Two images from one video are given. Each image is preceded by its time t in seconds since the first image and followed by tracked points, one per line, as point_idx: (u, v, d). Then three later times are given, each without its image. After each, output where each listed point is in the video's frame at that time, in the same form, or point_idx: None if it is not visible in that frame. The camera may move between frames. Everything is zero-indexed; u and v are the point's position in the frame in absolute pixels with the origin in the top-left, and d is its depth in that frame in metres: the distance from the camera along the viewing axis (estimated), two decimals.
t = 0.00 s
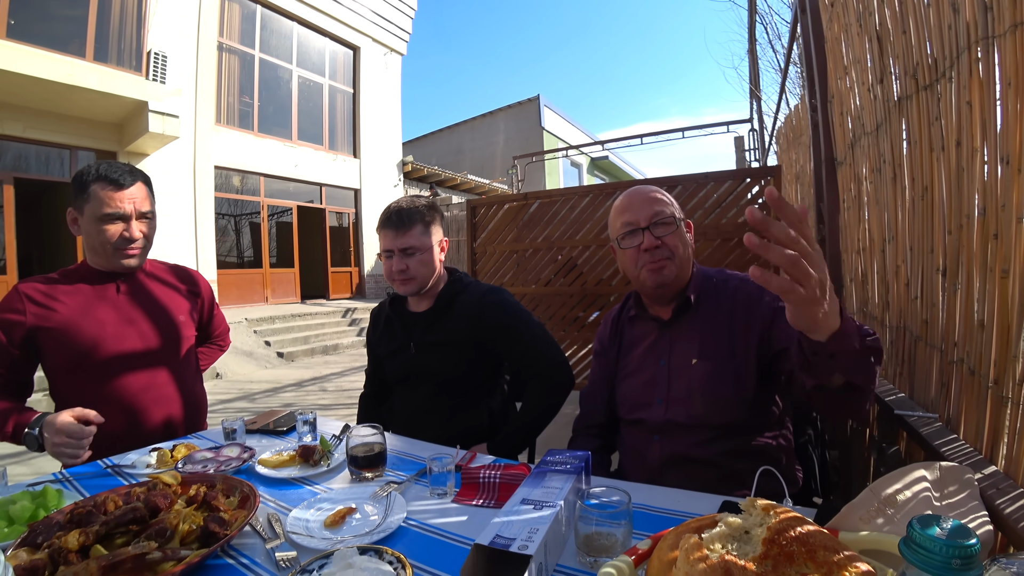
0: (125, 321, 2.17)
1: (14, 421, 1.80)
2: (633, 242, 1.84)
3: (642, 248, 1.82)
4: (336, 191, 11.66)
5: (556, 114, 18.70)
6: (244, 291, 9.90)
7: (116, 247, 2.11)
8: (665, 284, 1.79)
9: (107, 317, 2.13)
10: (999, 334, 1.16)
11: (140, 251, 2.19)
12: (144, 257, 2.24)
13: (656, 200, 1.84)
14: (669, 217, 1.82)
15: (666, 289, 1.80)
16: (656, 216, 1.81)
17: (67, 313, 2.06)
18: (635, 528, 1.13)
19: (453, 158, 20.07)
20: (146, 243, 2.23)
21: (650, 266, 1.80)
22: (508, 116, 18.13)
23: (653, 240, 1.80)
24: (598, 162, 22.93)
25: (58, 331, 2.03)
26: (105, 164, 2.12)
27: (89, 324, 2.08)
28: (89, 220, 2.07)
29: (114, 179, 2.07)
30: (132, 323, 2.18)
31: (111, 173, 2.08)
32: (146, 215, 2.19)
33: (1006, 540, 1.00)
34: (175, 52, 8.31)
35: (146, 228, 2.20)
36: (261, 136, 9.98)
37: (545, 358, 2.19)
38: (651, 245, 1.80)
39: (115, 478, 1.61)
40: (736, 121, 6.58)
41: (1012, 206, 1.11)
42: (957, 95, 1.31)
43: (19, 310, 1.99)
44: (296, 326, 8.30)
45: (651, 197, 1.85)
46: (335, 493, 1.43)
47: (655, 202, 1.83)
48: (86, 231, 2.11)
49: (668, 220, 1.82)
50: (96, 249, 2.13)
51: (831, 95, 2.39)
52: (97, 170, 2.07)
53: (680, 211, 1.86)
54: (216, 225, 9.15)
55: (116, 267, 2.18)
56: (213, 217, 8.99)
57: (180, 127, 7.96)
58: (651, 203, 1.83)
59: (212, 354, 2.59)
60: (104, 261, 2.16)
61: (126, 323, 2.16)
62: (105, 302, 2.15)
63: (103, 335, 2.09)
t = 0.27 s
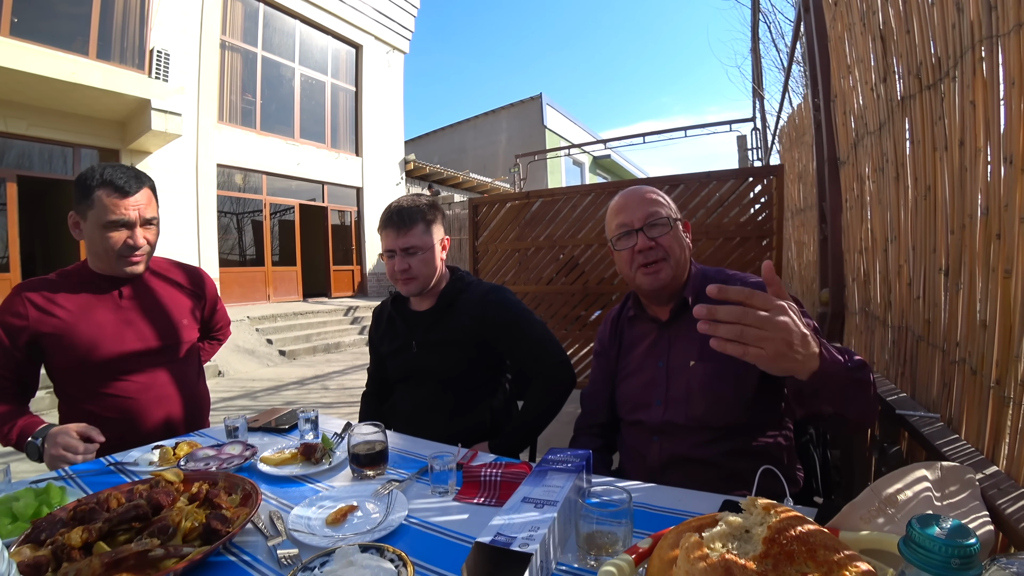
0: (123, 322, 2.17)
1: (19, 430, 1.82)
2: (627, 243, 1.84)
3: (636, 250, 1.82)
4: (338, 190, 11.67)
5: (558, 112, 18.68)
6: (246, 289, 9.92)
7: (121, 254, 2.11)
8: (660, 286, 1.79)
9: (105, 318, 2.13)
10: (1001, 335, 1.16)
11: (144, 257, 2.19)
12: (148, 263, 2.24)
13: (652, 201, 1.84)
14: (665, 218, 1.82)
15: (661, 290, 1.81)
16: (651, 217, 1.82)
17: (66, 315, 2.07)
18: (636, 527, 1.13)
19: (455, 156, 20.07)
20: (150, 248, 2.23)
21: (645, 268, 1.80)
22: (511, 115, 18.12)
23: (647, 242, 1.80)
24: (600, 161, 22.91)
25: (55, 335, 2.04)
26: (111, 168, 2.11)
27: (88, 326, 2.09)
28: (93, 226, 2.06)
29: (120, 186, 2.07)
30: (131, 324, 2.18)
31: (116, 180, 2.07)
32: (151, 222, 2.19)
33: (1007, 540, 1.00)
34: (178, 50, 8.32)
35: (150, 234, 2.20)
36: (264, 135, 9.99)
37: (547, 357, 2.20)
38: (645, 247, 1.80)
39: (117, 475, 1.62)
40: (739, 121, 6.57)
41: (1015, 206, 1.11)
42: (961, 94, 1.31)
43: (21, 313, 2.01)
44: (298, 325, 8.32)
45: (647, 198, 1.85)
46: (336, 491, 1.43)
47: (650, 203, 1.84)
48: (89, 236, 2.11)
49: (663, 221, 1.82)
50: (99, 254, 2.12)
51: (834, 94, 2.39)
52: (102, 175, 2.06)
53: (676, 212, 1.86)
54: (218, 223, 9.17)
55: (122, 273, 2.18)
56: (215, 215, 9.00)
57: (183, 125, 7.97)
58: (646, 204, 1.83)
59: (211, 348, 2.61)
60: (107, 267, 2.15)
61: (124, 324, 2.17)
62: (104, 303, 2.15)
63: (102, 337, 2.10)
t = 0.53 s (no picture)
0: (123, 323, 2.17)
1: (22, 431, 1.83)
2: (628, 243, 1.83)
3: (636, 249, 1.82)
4: (338, 189, 11.67)
5: (559, 111, 18.67)
6: (247, 289, 9.93)
7: (120, 262, 2.10)
8: (661, 285, 1.79)
9: (105, 319, 2.13)
10: (1002, 333, 1.16)
11: (143, 264, 2.18)
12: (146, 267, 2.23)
13: (653, 201, 1.84)
14: (665, 217, 1.82)
15: (662, 289, 1.81)
16: (652, 216, 1.81)
17: (67, 316, 2.08)
18: (638, 524, 1.14)
19: (455, 155, 20.06)
20: (149, 253, 2.22)
21: (645, 267, 1.80)
22: (511, 114, 18.11)
23: (648, 241, 1.80)
24: (601, 160, 22.89)
25: (56, 336, 2.05)
26: (107, 173, 2.08)
27: (88, 328, 2.09)
28: (90, 234, 2.05)
29: (116, 195, 2.04)
30: (131, 325, 2.19)
31: (113, 188, 2.04)
32: (148, 226, 2.17)
33: (1009, 538, 1.00)
34: (179, 50, 8.32)
35: (148, 239, 2.19)
36: (264, 134, 9.99)
37: (548, 356, 2.20)
38: (646, 246, 1.80)
39: (119, 475, 1.62)
40: (739, 119, 6.56)
41: (1017, 204, 1.11)
42: (962, 92, 1.31)
43: (23, 315, 2.03)
44: (299, 324, 8.33)
45: (647, 197, 1.85)
46: (338, 490, 1.44)
47: (651, 203, 1.83)
48: (87, 243, 2.10)
49: (664, 220, 1.82)
50: (98, 260, 2.11)
51: (835, 92, 2.38)
52: (98, 182, 2.03)
53: (677, 210, 1.85)
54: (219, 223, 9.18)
55: (122, 279, 2.17)
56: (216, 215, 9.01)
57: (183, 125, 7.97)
58: (647, 203, 1.83)
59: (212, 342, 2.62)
60: (106, 271, 2.14)
61: (125, 324, 2.17)
62: (104, 304, 2.16)
63: (102, 338, 2.10)
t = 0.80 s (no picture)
0: (127, 320, 2.17)
1: (23, 429, 1.83)
2: (624, 237, 1.84)
3: (632, 244, 1.82)
4: (340, 188, 11.67)
5: (560, 110, 18.66)
6: (249, 288, 9.94)
7: (122, 261, 2.10)
8: (655, 282, 1.78)
9: (109, 317, 2.13)
10: (1004, 332, 1.16)
11: (145, 264, 2.18)
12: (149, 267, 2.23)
13: (653, 196, 1.83)
14: (664, 213, 1.81)
15: (657, 286, 1.80)
16: (650, 211, 1.81)
17: (71, 313, 2.08)
18: (640, 523, 1.14)
19: (456, 154, 20.06)
20: (152, 254, 2.22)
21: (640, 262, 1.81)
22: (513, 113, 18.10)
23: (643, 236, 1.80)
24: (602, 158, 22.86)
25: (60, 333, 2.05)
26: (113, 172, 2.09)
27: (90, 325, 2.09)
28: (93, 232, 2.05)
29: (121, 194, 2.05)
30: (134, 322, 2.19)
31: (118, 187, 2.05)
32: (152, 226, 2.17)
33: (1011, 537, 1.00)
34: (180, 49, 8.33)
35: (152, 240, 2.19)
36: (265, 134, 10.00)
37: (550, 354, 2.20)
38: (641, 241, 1.80)
39: (122, 473, 1.63)
40: (741, 118, 6.55)
41: (1018, 203, 1.11)
42: (964, 90, 1.31)
43: (26, 313, 2.03)
44: (300, 323, 8.34)
45: (651, 192, 1.84)
46: (340, 489, 1.44)
47: (652, 198, 1.83)
48: (90, 242, 2.10)
49: (664, 216, 1.81)
50: (101, 259, 2.11)
51: (837, 90, 2.38)
52: (104, 181, 2.04)
53: (679, 207, 1.84)
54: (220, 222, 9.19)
55: (124, 279, 2.18)
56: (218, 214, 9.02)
57: (185, 124, 7.98)
58: (647, 198, 1.83)
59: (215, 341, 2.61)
60: (108, 270, 2.14)
61: (128, 321, 2.17)
62: (109, 301, 2.16)
63: (104, 336, 2.10)
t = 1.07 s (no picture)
0: (130, 319, 2.18)
1: (24, 430, 1.83)
2: (631, 238, 1.83)
3: (639, 245, 1.81)
4: (339, 189, 11.67)
5: (560, 110, 18.66)
6: (249, 288, 9.95)
7: (124, 263, 2.11)
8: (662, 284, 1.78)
9: (111, 317, 2.14)
10: (1004, 330, 1.16)
11: (147, 266, 2.19)
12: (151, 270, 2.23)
13: (659, 197, 1.82)
14: (671, 214, 1.81)
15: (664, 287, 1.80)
16: (656, 212, 1.80)
17: (75, 312, 2.08)
18: (641, 522, 1.14)
19: (456, 154, 20.06)
20: (154, 256, 2.22)
21: (648, 264, 1.80)
22: (512, 112, 18.10)
23: (651, 238, 1.79)
24: (602, 158, 22.87)
25: (62, 333, 2.05)
26: (115, 174, 2.08)
27: (93, 325, 2.09)
28: (95, 235, 2.05)
29: (123, 196, 2.04)
30: (138, 322, 2.19)
31: (120, 190, 2.04)
32: (154, 229, 2.16)
33: (1011, 535, 1.00)
34: (179, 51, 8.33)
35: (153, 242, 2.19)
36: (265, 134, 10.00)
37: (551, 353, 2.20)
38: (649, 243, 1.79)
39: (123, 474, 1.63)
40: (740, 117, 6.56)
41: (1018, 201, 1.11)
42: (963, 89, 1.31)
43: (28, 314, 2.03)
44: (300, 324, 8.34)
45: (657, 193, 1.83)
46: (341, 489, 1.44)
47: (658, 199, 1.82)
48: (92, 243, 2.10)
49: (670, 217, 1.80)
50: (102, 261, 2.11)
51: (836, 89, 2.38)
52: (106, 183, 2.03)
53: (684, 208, 1.84)
54: (220, 223, 9.19)
55: (126, 281, 2.18)
56: (217, 215, 9.02)
57: (184, 125, 7.97)
58: (654, 199, 1.82)
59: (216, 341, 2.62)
60: (110, 271, 2.14)
61: (131, 321, 2.18)
62: (112, 300, 2.17)
63: (107, 336, 2.10)
